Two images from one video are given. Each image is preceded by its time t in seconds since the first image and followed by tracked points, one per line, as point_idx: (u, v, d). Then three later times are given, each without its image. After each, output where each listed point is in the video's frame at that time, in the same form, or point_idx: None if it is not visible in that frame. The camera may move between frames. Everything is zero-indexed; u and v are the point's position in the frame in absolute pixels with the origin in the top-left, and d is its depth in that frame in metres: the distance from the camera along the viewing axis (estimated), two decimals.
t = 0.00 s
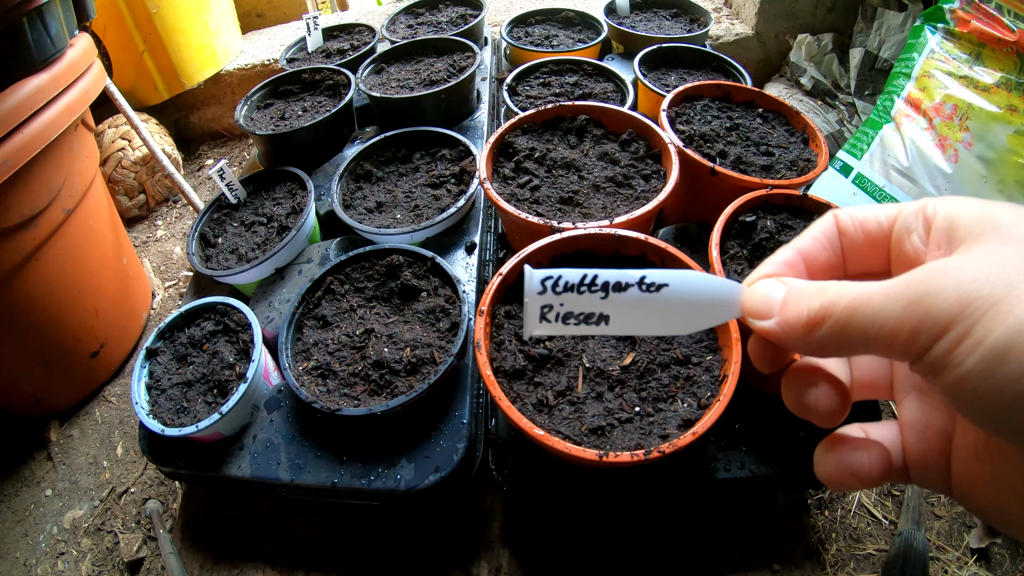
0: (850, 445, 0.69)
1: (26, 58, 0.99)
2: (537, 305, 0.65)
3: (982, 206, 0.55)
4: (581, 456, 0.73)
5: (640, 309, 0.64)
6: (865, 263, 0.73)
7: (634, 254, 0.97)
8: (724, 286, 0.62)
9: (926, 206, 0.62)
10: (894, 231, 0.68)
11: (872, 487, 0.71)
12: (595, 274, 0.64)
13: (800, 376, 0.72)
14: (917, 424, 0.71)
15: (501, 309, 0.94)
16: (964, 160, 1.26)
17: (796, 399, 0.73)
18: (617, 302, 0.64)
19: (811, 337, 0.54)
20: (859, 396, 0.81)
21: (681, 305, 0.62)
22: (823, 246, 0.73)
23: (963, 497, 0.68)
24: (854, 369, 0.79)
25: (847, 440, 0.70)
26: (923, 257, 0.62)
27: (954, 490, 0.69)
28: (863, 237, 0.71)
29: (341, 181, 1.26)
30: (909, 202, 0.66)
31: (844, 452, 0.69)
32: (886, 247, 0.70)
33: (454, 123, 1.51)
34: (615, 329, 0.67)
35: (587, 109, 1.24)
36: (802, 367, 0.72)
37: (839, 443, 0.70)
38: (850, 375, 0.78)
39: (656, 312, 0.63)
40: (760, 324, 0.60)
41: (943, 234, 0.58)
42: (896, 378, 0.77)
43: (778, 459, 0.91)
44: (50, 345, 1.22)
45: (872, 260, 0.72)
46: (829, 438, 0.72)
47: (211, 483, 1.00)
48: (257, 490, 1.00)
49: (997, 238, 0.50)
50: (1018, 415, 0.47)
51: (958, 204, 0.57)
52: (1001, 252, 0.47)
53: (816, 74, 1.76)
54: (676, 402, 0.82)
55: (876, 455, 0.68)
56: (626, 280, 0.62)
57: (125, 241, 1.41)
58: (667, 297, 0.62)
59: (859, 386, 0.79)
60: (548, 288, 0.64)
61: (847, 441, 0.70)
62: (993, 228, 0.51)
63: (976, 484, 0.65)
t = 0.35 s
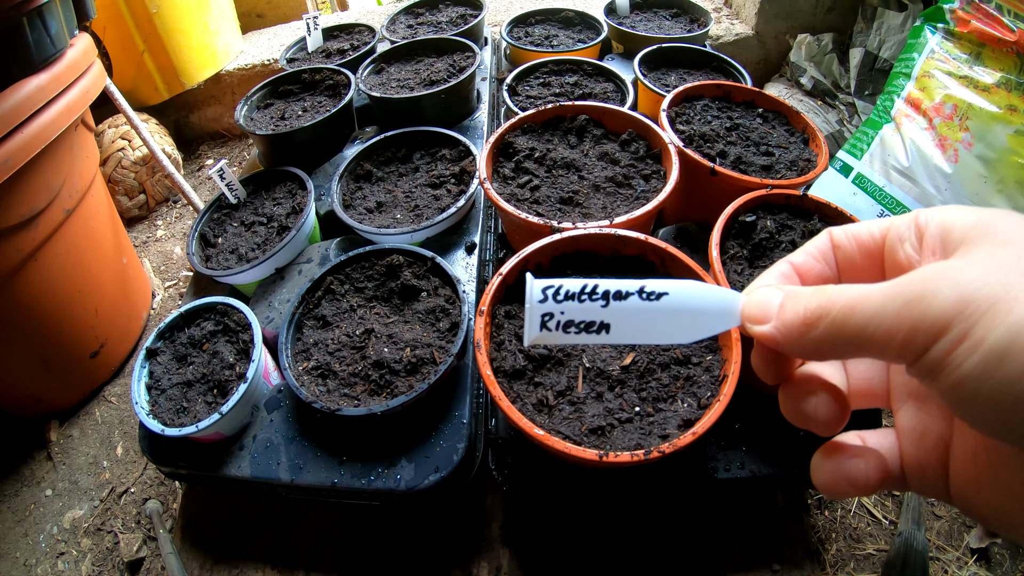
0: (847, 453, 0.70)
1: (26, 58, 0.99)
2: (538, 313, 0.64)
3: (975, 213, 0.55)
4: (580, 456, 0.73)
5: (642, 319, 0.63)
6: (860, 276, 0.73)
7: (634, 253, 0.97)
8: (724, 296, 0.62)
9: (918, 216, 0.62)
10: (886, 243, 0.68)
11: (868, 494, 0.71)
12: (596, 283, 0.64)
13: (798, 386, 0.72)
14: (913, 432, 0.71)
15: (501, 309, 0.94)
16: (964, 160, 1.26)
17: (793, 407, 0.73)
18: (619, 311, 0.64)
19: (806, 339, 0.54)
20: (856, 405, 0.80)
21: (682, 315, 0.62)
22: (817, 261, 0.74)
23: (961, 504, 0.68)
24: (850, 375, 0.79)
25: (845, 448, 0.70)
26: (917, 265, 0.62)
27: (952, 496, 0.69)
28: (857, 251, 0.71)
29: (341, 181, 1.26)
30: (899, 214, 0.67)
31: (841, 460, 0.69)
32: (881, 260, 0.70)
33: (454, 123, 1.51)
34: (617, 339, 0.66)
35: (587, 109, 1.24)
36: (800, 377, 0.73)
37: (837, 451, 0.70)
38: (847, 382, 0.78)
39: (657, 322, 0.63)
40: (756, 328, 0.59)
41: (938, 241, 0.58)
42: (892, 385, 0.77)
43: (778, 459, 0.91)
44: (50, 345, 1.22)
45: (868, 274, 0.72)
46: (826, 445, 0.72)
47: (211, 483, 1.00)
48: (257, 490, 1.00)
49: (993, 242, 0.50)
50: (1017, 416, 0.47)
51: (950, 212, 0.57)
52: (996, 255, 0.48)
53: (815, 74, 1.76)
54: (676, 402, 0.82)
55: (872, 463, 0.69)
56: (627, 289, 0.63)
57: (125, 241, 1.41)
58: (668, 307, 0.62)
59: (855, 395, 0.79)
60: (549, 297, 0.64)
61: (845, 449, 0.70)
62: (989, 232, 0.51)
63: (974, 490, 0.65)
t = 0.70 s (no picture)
0: (844, 450, 0.69)
1: (26, 59, 0.98)
2: (522, 316, 0.65)
3: (972, 209, 0.55)
4: (580, 456, 0.73)
5: (629, 318, 0.64)
6: (855, 266, 0.73)
7: (634, 254, 0.97)
8: (713, 292, 0.62)
9: (918, 207, 0.63)
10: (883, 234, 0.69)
11: (867, 491, 0.71)
12: (581, 284, 0.64)
13: (792, 383, 0.72)
14: (912, 429, 0.71)
15: (501, 309, 0.93)
16: (964, 160, 1.26)
17: (788, 404, 0.73)
18: (604, 312, 0.64)
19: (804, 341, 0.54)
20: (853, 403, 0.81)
21: (670, 312, 0.62)
22: (811, 250, 0.73)
23: (960, 500, 0.68)
24: (847, 374, 0.79)
25: (840, 445, 0.70)
26: (918, 260, 0.62)
27: (951, 493, 0.69)
28: (853, 239, 0.71)
29: (341, 181, 1.26)
30: (900, 205, 0.67)
31: (838, 457, 0.69)
32: (877, 249, 0.71)
33: (454, 123, 1.51)
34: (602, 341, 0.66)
35: (587, 109, 1.24)
36: (792, 374, 0.73)
37: (832, 447, 0.70)
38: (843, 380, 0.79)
39: (645, 321, 0.63)
40: (750, 331, 0.59)
41: (937, 235, 0.58)
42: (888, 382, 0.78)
43: (778, 459, 0.91)
44: (50, 345, 1.22)
45: (861, 261, 0.73)
46: (823, 442, 0.72)
47: (211, 483, 1.00)
48: (257, 490, 1.00)
49: (990, 241, 0.50)
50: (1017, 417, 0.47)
51: (949, 206, 0.58)
52: (995, 254, 0.47)
53: (816, 74, 1.77)
54: (676, 402, 0.82)
55: (870, 460, 0.69)
56: (613, 289, 0.63)
57: (125, 241, 1.41)
58: (656, 306, 0.62)
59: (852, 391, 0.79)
60: (532, 299, 0.65)
61: (840, 445, 0.70)
62: (985, 231, 0.51)
63: (972, 487, 0.65)
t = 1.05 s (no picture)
0: (843, 457, 0.70)
1: (26, 59, 0.98)
2: (525, 322, 0.64)
3: (970, 213, 0.55)
4: (580, 456, 0.73)
5: (631, 327, 0.63)
6: (855, 280, 0.73)
7: (634, 253, 0.97)
8: (715, 301, 0.62)
9: (912, 216, 0.63)
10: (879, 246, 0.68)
11: (865, 498, 0.71)
12: (583, 290, 0.64)
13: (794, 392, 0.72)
14: (911, 436, 0.71)
15: (501, 309, 0.93)
16: (964, 160, 1.26)
17: (788, 411, 0.73)
18: (607, 319, 0.64)
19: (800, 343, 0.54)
20: (853, 407, 0.81)
21: (673, 320, 0.62)
22: (809, 265, 0.74)
23: (960, 505, 0.68)
24: (846, 380, 0.79)
25: (839, 452, 0.70)
26: (912, 267, 0.62)
27: (951, 498, 0.69)
28: (851, 253, 0.71)
29: (341, 181, 1.26)
30: (894, 215, 0.67)
31: (837, 464, 0.69)
32: (875, 261, 0.70)
33: (454, 123, 1.51)
34: (607, 347, 0.66)
35: (587, 109, 1.24)
36: (795, 382, 0.73)
37: (832, 455, 0.70)
38: (843, 384, 0.79)
39: (647, 330, 0.63)
40: (748, 335, 0.59)
41: (932, 242, 0.58)
42: (888, 387, 0.78)
43: (778, 459, 0.91)
44: (50, 345, 1.22)
45: (861, 275, 0.72)
46: (822, 449, 0.72)
47: (211, 483, 1.00)
48: (257, 490, 1.00)
49: (987, 244, 0.50)
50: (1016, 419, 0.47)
51: (944, 213, 0.57)
52: (993, 257, 0.47)
53: (816, 74, 1.77)
54: (676, 402, 0.82)
55: (867, 467, 0.69)
56: (614, 296, 0.62)
57: (125, 241, 1.41)
58: (658, 314, 0.62)
59: (851, 396, 0.79)
60: (535, 305, 0.64)
61: (839, 453, 0.70)
62: (984, 235, 0.51)
63: (972, 491, 0.65)
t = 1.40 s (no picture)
0: (845, 456, 0.70)
1: (25, 59, 0.98)
2: (528, 324, 0.64)
3: (973, 212, 0.55)
4: (580, 456, 0.73)
5: (635, 327, 0.63)
6: (858, 279, 0.73)
7: (634, 254, 0.97)
8: (717, 300, 0.62)
9: (915, 215, 0.63)
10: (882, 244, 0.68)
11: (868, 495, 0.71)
12: (586, 291, 0.64)
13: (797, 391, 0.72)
14: (914, 435, 0.71)
15: (501, 309, 0.93)
16: (964, 160, 1.26)
17: (793, 410, 0.73)
18: (611, 319, 0.64)
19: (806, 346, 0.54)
20: (856, 406, 0.81)
21: (677, 320, 0.62)
22: (812, 263, 0.74)
23: (964, 502, 0.68)
24: (850, 379, 0.79)
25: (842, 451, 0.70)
26: (916, 266, 0.61)
27: (955, 495, 0.69)
28: (853, 252, 0.71)
29: (341, 181, 1.26)
30: (897, 213, 0.67)
31: (840, 463, 0.70)
32: (879, 259, 0.70)
33: (454, 123, 1.51)
34: (610, 348, 0.66)
35: (587, 109, 1.24)
36: (798, 381, 0.72)
37: (834, 454, 0.70)
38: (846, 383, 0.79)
39: (650, 330, 0.63)
40: (752, 335, 0.59)
41: (936, 241, 0.58)
42: (892, 386, 0.78)
43: (778, 459, 0.91)
44: (50, 345, 1.22)
45: (864, 273, 0.72)
46: (826, 448, 0.72)
47: (211, 483, 1.00)
48: (257, 489, 1.00)
49: (990, 244, 0.50)
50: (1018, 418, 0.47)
51: (947, 211, 0.57)
52: (996, 258, 0.47)
53: (815, 74, 1.77)
54: (676, 403, 0.82)
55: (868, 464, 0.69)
56: (618, 297, 0.63)
57: (125, 241, 1.41)
58: (661, 314, 0.62)
59: (855, 395, 0.80)
60: (539, 307, 0.64)
61: (842, 451, 0.70)
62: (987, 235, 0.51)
63: (975, 489, 0.65)
